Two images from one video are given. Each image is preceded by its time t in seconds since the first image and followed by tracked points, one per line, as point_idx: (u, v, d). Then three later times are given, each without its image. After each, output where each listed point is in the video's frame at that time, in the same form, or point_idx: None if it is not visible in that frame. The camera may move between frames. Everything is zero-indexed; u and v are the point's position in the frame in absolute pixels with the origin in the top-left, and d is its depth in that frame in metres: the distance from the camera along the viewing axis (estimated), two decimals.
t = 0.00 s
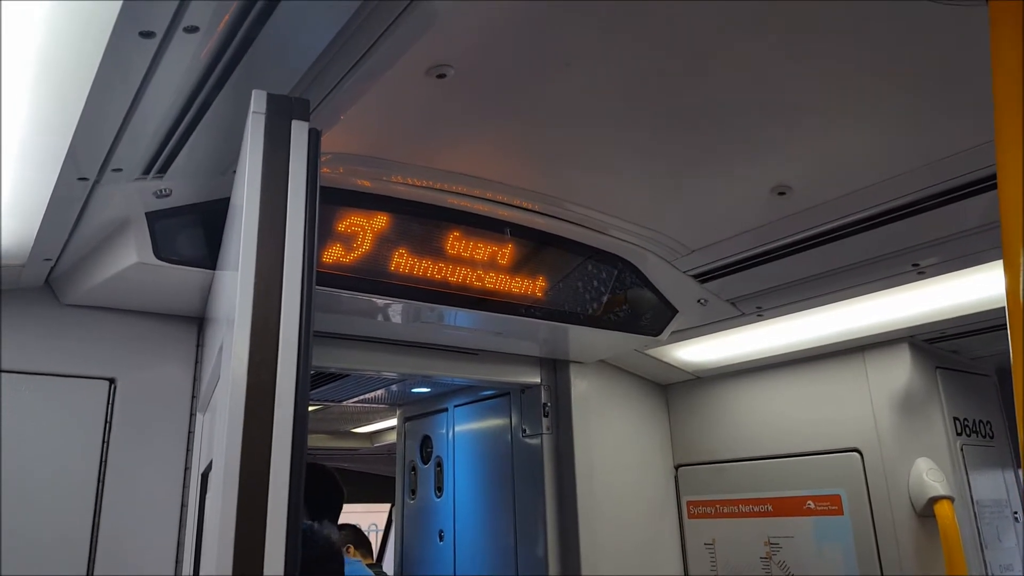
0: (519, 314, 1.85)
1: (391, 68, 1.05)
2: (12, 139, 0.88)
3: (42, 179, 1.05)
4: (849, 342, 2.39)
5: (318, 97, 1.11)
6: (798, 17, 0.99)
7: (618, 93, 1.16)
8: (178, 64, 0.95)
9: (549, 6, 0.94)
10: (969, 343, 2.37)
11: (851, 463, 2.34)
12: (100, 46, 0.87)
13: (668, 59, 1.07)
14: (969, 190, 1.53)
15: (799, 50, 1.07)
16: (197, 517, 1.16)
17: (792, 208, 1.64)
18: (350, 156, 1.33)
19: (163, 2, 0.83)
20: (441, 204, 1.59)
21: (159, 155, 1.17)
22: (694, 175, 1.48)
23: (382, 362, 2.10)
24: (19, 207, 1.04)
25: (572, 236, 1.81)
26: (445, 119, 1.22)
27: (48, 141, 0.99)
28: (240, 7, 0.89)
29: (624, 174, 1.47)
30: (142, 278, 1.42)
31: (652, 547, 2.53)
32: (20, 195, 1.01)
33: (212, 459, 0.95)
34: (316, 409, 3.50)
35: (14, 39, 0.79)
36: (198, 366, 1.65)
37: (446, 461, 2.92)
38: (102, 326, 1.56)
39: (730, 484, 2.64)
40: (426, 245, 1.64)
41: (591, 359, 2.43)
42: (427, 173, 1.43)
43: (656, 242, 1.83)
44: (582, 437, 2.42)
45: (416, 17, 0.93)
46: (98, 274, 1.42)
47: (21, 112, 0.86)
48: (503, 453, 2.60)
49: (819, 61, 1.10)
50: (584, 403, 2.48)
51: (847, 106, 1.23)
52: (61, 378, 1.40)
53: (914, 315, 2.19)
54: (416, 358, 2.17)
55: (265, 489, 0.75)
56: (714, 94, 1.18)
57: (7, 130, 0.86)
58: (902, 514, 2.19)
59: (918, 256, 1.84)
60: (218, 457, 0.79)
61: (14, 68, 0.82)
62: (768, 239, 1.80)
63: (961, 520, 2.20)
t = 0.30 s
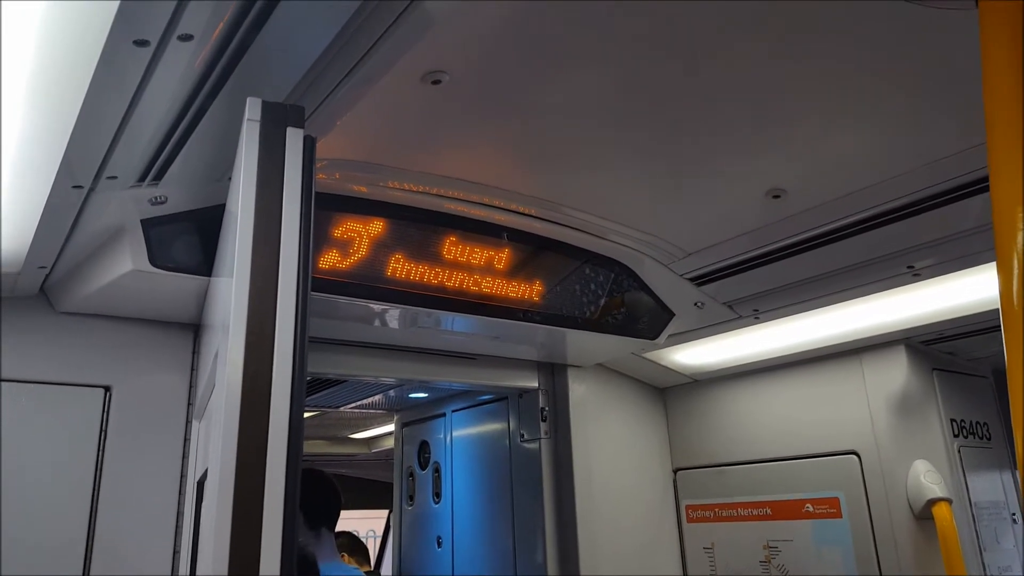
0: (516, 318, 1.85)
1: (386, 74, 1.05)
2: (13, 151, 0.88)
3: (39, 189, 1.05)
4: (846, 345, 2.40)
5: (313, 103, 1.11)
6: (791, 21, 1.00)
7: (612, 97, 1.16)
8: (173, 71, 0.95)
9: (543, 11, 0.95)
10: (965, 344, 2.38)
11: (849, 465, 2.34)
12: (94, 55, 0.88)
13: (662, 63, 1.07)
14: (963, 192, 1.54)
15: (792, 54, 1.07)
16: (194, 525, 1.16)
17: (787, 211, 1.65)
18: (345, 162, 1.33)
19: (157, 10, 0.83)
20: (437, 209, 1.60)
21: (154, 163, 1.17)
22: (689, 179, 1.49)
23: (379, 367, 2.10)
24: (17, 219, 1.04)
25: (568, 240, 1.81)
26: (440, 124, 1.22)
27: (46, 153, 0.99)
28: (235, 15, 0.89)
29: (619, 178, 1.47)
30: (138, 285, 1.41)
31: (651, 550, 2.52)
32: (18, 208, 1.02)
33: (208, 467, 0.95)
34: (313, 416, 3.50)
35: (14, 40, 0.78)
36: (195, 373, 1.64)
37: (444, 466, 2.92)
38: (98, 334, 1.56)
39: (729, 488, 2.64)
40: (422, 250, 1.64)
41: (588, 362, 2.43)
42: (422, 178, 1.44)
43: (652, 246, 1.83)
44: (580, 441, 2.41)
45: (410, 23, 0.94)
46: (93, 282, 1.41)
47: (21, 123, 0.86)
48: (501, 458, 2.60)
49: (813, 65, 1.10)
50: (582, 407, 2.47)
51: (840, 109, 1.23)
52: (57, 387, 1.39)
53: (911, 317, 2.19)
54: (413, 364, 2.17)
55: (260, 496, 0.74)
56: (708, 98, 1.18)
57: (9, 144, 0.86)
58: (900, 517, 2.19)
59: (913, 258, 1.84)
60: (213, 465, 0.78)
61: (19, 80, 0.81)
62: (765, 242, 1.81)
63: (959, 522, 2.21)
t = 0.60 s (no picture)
0: (511, 327, 1.85)
1: (380, 85, 1.05)
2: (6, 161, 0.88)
3: (32, 200, 1.05)
4: (840, 352, 2.40)
5: (307, 112, 1.11)
6: (783, 29, 1.00)
7: (605, 106, 1.17)
8: (166, 81, 0.95)
9: (535, 21, 0.95)
10: (960, 352, 2.38)
11: (844, 473, 2.34)
12: (86, 65, 0.88)
13: (655, 71, 1.08)
14: (955, 200, 1.54)
15: (784, 62, 1.07)
16: (186, 537, 1.15)
17: (781, 219, 1.65)
18: (339, 171, 1.33)
19: (150, 20, 0.83)
20: (431, 218, 1.60)
21: (147, 172, 1.17)
22: (683, 188, 1.49)
23: (374, 376, 2.09)
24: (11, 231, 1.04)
25: (563, 248, 1.81)
26: (433, 134, 1.23)
27: (39, 163, 0.99)
28: (227, 25, 0.89)
29: (613, 187, 1.48)
30: (130, 295, 1.41)
31: (647, 559, 2.52)
32: (12, 221, 1.02)
33: (201, 478, 0.94)
34: (308, 425, 3.48)
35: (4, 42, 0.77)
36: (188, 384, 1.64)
37: (439, 476, 2.91)
38: (91, 344, 1.55)
39: (725, 496, 2.63)
40: (417, 259, 1.64)
41: (584, 371, 2.43)
42: (416, 188, 1.44)
43: (647, 255, 1.84)
44: (575, 450, 2.41)
45: (403, 34, 0.94)
46: (86, 292, 1.41)
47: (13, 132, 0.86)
48: (496, 467, 2.59)
49: (806, 73, 1.10)
50: (577, 416, 2.47)
51: (832, 117, 1.24)
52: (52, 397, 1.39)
53: (905, 325, 2.19)
54: (408, 373, 2.16)
55: (252, 509, 0.74)
56: (701, 106, 1.18)
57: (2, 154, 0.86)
58: (896, 524, 2.19)
59: (907, 266, 1.85)
60: (205, 476, 0.78)
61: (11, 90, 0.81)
62: (758, 250, 1.81)
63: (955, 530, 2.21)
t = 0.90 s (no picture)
0: (509, 331, 1.85)
1: (380, 87, 1.06)
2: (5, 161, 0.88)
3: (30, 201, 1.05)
4: (839, 359, 2.40)
5: (307, 115, 1.11)
6: (783, 36, 1.00)
7: (605, 111, 1.17)
8: (165, 84, 0.95)
9: (536, 26, 0.95)
10: (958, 359, 2.39)
11: (842, 480, 2.34)
12: (86, 66, 0.88)
13: (655, 76, 1.08)
14: (953, 208, 1.55)
15: (783, 68, 1.08)
16: (183, 539, 1.15)
17: (780, 225, 1.66)
18: (339, 174, 1.33)
19: (150, 22, 0.83)
20: (430, 221, 1.60)
21: (146, 174, 1.17)
22: (682, 193, 1.49)
23: (372, 380, 2.09)
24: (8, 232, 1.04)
25: (562, 253, 1.81)
26: (433, 137, 1.23)
27: (37, 165, 0.99)
28: (228, 27, 0.89)
29: (613, 192, 1.48)
30: (129, 297, 1.41)
31: (644, 565, 2.51)
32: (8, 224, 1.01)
33: (198, 480, 0.94)
34: (306, 428, 3.48)
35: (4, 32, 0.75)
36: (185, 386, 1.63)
37: (436, 480, 2.90)
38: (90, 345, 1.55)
39: (723, 502, 2.63)
40: (415, 263, 1.64)
41: (582, 376, 2.43)
42: (414, 191, 1.44)
43: (645, 260, 1.84)
44: (573, 455, 2.41)
45: (404, 37, 0.94)
46: (84, 293, 1.41)
47: (11, 133, 0.86)
48: (494, 471, 2.59)
49: (805, 80, 1.11)
50: (575, 421, 2.47)
51: (831, 123, 1.24)
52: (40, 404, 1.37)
53: (903, 331, 2.20)
54: (406, 376, 2.16)
55: (249, 511, 0.74)
56: (700, 112, 1.19)
57: None
58: (893, 531, 2.19)
59: (905, 272, 1.85)
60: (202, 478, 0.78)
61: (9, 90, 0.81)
62: (757, 256, 1.81)
63: (952, 537, 2.21)
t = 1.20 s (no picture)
0: (510, 335, 1.85)
1: (384, 94, 1.06)
2: (14, 170, 0.88)
3: (36, 207, 1.05)
4: (839, 364, 2.40)
5: (311, 121, 1.12)
6: (785, 43, 1.01)
7: (608, 118, 1.17)
8: (171, 91, 0.96)
9: (540, 33, 0.96)
10: (958, 365, 2.39)
11: (843, 486, 2.34)
12: (94, 73, 0.88)
13: (657, 83, 1.08)
14: (954, 215, 1.55)
15: (786, 76, 1.08)
16: (184, 544, 1.15)
17: (781, 232, 1.66)
18: (341, 179, 1.34)
19: (157, 29, 0.84)
20: (431, 226, 1.60)
21: (151, 179, 1.17)
22: (684, 199, 1.49)
23: (373, 384, 2.09)
24: (15, 239, 1.04)
25: (563, 258, 1.81)
26: (436, 143, 1.23)
27: (43, 173, 0.99)
28: (235, 33, 0.89)
29: (615, 197, 1.48)
30: (132, 300, 1.41)
31: (645, 570, 2.51)
32: (16, 232, 1.02)
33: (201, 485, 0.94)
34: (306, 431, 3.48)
35: (22, 33, 0.74)
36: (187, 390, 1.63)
37: (436, 483, 2.91)
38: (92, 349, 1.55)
39: (723, 507, 2.63)
40: (417, 268, 1.64)
41: (582, 380, 2.43)
42: (416, 196, 1.44)
43: (647, 265, 1.84)
44: (574, 459, 2.41)
45: (409, 45, 0.95)
46: (87, 297, 1.41)
47: (19, 142, 0.86)
48: (494, 475, 2.59)
49: (807, 87, 1.11)
50: (576, 425, 2.47)
51: (832, 131, 1.24)
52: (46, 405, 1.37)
53: (903, 338, 2.20)
54: (407, 380, 2.16)
55: (252, 518, 0.74)
56: (702, 119, 1.19)
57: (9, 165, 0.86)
58: (895, 538, 2.19)
59: (906, 279, 1.85)
60: (205, 485, 0.78)
61: (20, 100, 0.80)
62: (758, 262, 1.81)
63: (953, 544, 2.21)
